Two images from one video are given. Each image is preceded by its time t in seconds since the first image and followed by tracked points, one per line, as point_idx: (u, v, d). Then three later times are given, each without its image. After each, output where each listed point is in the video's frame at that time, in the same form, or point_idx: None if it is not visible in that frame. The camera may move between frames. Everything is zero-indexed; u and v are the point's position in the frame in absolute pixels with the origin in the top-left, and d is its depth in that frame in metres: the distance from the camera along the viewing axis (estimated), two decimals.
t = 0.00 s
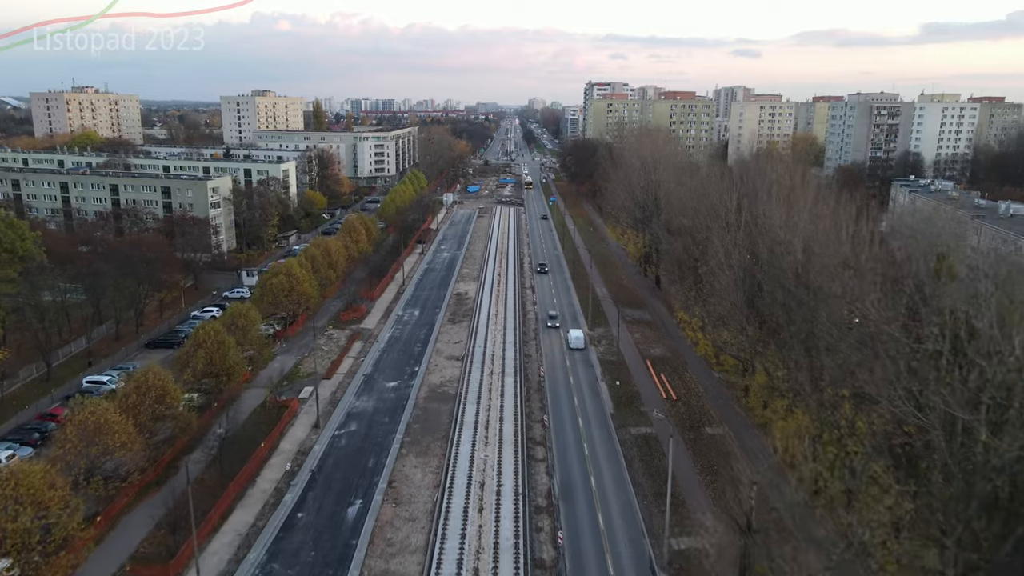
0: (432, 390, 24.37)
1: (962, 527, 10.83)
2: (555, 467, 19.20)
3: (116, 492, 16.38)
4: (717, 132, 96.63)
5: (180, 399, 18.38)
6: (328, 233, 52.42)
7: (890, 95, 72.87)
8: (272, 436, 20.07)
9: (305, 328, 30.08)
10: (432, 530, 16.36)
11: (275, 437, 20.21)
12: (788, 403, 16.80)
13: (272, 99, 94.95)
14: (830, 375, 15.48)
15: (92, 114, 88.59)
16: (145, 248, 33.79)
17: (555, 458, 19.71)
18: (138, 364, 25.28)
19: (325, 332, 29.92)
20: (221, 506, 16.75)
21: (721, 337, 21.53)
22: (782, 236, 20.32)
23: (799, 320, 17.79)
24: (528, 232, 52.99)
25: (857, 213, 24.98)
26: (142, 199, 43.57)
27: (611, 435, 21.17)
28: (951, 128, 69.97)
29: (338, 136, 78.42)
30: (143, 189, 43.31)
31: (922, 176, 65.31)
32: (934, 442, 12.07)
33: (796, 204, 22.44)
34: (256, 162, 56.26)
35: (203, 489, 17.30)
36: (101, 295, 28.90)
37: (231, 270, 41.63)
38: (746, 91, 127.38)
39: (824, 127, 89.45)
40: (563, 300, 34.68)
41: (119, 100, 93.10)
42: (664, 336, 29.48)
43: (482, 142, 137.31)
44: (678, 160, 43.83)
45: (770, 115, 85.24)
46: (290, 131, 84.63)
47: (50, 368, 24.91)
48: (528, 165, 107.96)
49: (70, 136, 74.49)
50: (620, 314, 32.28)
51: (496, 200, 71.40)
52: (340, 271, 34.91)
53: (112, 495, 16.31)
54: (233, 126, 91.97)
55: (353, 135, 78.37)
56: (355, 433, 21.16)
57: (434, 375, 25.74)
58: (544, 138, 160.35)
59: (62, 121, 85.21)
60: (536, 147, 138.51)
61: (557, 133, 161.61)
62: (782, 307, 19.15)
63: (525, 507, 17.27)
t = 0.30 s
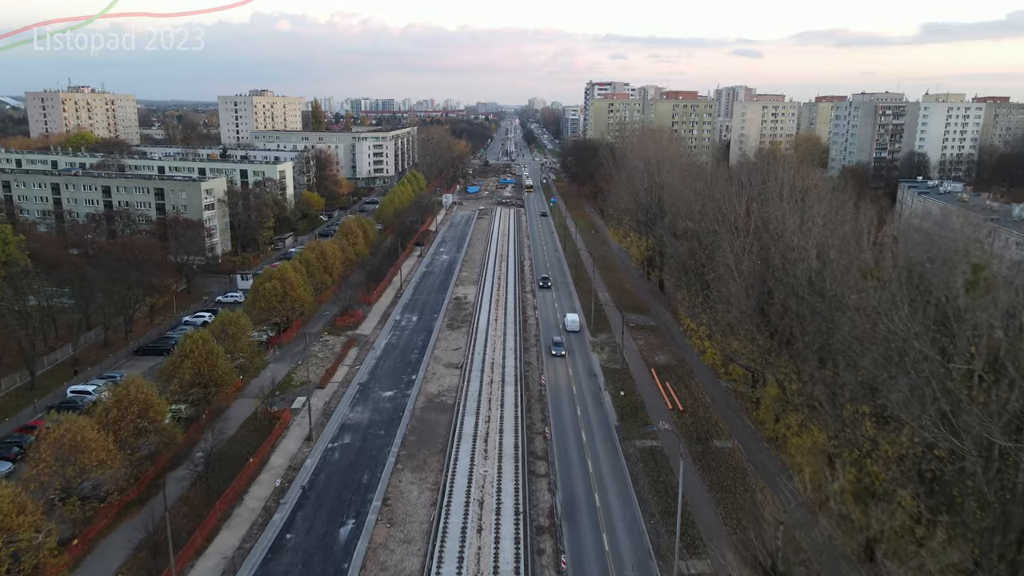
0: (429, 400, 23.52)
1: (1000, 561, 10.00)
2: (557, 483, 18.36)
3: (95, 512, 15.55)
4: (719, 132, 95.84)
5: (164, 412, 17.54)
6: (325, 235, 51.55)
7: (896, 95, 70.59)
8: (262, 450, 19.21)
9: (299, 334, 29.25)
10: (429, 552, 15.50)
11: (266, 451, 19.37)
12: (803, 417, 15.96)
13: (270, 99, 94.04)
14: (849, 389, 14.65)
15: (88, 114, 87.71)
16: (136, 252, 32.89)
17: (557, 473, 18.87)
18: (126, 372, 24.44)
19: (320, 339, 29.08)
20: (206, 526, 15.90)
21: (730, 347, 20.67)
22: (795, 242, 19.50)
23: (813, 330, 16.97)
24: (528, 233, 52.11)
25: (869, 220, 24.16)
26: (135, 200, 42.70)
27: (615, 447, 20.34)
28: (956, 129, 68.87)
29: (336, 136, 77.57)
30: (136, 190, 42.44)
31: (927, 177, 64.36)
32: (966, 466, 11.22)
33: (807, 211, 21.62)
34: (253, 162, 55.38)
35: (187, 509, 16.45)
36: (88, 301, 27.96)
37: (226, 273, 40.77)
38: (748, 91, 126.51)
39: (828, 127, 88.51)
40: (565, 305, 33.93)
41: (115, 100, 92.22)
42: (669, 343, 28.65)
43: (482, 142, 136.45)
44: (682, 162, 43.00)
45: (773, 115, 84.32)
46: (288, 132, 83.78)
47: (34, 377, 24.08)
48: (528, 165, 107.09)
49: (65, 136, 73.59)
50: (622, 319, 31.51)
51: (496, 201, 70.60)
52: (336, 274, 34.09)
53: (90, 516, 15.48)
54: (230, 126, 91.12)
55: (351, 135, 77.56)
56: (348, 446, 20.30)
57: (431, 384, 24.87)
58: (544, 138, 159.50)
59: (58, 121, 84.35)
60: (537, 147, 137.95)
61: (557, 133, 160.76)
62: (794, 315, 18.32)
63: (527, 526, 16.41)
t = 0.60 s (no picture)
0: (426, 411, 22.66)
1: None
2: (559, 501, 17.50)
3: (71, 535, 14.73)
4: (722, 132, 95.16)
5: (146, 427, 16.68)
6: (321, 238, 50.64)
7: (900, 94, 69.45)
8: (250, 466, 18.37)
9: (293, 341, 28.39)
10: None
11: (254, 467, 18.55)
12: (820, 435, 15.12)
13: (268, 99, 93.21)
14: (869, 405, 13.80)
15: (84, 114, 86.88)
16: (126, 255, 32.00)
17: (559, 490, 18.00)
18: (112, 383, 23.61)
19: (314, 346, 28.24)
20: (189, 550, 15.06)
21: (739, 357, 19.80)
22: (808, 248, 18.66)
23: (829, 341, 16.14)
24: (528, 235, 51.28)
25: (882, 226, 23.31)
26: (126, 202, 41.83)
27: (619, 462, 19.48)
28: (960, 129, 67.91)
29: (334, 136, 76.59)
30: (127, 192, 41.58)
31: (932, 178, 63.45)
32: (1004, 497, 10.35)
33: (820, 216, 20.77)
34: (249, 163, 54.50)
35: (168, 531, 15.61)
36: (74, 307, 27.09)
37: (219, 276, 39.87)
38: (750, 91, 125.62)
39: (830, 127, 87.62)
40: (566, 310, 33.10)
41: (112, 100, 91.36)
42: (674, 350, 27.83)
43: (482, 142, 135.70)
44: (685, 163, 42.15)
45: (775, 115, 83.32)
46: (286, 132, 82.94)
47: (16, 388, 23.22)
48: (527, 165, 106.21)
49: (60, 136, 72.74)
50: (625, 325, 30.67)
51: (496, 201, 69.78)
52: (332, 279, 33.22)
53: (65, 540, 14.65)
54: (227, 126, 90.29)
55: (349, 135, 76.71)
56: (341, 461, 19.43)
57: (428, 394, 24.00)
58: (544, 138, 158.72)
59: (53, 121, 83.50)
60: (537, 148, 137.22)
61: (557, 134, 159.94)
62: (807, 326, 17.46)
63: (527, 549, 15.54)
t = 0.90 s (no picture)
0: (423, 424, 21.82)
1: None
2: (562, 522, 16.65)
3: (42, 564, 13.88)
4: (723, 133, 94.23)
5: (125, 446, 15.83)
6: (318, 240, 49.76)
7: (905, 95, 68.69)
8: (237, 484, 17.53)
9: (286, 349, 27.53)
10: None
11: (241, 485, 17.69)
12: (839, 455, 14.27)
13: (265, 99, 92.33)
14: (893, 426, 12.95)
15: (80, 114, 86.02)
16: (116, 259, 31.07)
17: (561, 510, 17.15)
18: (96, 394, 22.74)
19: (308, 353, 27.41)
20: None
21: (748, 368, 18.95)
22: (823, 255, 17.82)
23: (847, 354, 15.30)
24: (528, 237, 50.44)
25: (894, 232, 22.49)
26: (118, 204, 40.95)
27: (624, 479, 18.62)
28: (965, 130, 67.00)
29: (332, 137, 75.45)
30: (119, 194, 40.71)
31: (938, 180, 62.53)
32: None
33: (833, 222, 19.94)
34: (244, 164, 53.62)
35: (148, 557, 14.75)
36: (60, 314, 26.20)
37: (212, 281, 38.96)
38: (752, 91, 124.71)
39: (833, 128, 86.65)
40: (568, 315, 32.26)
41: (108, 100, 90.48)
42: (680, 357, 27.01)
43: (481, 142, 134.86)
44: (689, 164, 41.28)
45: (778, 116, 82.22)
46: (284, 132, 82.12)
47: None
48: (527, 166, 105.35)
49: (54, 136, 71.86)
50: (628, 332, 29.83)
51: (495, 203, 68.95)
52: (327, 283, 32.35)
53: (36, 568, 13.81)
54: (225, 127, 89.47)
55: (347, 135, 75.79)
56: (334, 477, 18.55)
57: (425, 405, 23.15)
58: (544, 139, 157.91)
59: (48, 121, 82.61)
60: (537, 148, 136.39)
61: (557, 134, 159.10)
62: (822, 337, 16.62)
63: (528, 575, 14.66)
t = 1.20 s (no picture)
0: (420, 437, 20.96)
1: None
2: (565, 544, 15.80)
3: None
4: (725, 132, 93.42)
5: (103, 467, 14.96)
6: (315, 243, 48.88)
7: (910, 95, 67.42)
8: (224, 504, 16.67)
9: (279, 357, 26.67)
10: None
11: (228, 505, 16.82)
12: (861, 478, 13.42)
13: (263, 99, 91.42)
14: (922, 449, 12.10)
15: (75, 114, 85.06)
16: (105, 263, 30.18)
17: (565, 531, 16.29)
18: (80, 405, 21.86)
19: (302, 361, 26.53)
20: None
21: (761, 382, 18.11)
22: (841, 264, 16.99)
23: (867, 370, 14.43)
24: (528, 240, 49.62)
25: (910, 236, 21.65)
26: (110, 206, 40.06)
27: (631, 497, 17.72)
28: (970, 130, 66.18)
29: (330, 137, 74.62)
30: (111, 196, 39.84)
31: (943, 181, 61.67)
32: None
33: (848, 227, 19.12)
34: (240, 165, 52.74)
35: None
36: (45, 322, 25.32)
37: (206, 285, 38.06)
38: (753, 91, 123.97)
39: (836, 128, 85.76)
40: (570, 321, 31.42)
41: (104, 99, 89.50)
42: (686, 367, 26.17)
43: (481, 142, 134.10)
44: (693, 166, 40.46)
45: (780, 116, 81.26)
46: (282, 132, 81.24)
47: None
48: (528, 167, 104.54)
49: (49, 136, 70.95)
50: (632, 339, 29.00)
51: (495, 204, 68.14)
52: (322, 289, 31.48)
53: None
54: (222, 127, 88.57)
55: (346, 136, 74.94)
56: (326, 496, 17.70)
57: (422, 417, 22.28)
58: (545, 139, 157.19)
59: (43, 121, 81.67)
60: (537, 148, 135.66)
61: (558, 134, 158.37)
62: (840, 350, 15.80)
63: None
